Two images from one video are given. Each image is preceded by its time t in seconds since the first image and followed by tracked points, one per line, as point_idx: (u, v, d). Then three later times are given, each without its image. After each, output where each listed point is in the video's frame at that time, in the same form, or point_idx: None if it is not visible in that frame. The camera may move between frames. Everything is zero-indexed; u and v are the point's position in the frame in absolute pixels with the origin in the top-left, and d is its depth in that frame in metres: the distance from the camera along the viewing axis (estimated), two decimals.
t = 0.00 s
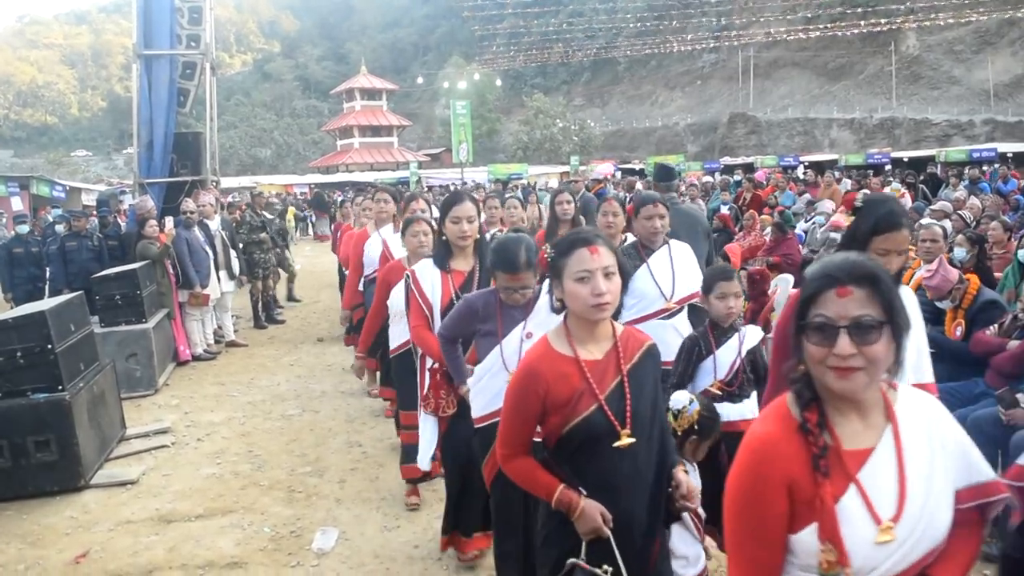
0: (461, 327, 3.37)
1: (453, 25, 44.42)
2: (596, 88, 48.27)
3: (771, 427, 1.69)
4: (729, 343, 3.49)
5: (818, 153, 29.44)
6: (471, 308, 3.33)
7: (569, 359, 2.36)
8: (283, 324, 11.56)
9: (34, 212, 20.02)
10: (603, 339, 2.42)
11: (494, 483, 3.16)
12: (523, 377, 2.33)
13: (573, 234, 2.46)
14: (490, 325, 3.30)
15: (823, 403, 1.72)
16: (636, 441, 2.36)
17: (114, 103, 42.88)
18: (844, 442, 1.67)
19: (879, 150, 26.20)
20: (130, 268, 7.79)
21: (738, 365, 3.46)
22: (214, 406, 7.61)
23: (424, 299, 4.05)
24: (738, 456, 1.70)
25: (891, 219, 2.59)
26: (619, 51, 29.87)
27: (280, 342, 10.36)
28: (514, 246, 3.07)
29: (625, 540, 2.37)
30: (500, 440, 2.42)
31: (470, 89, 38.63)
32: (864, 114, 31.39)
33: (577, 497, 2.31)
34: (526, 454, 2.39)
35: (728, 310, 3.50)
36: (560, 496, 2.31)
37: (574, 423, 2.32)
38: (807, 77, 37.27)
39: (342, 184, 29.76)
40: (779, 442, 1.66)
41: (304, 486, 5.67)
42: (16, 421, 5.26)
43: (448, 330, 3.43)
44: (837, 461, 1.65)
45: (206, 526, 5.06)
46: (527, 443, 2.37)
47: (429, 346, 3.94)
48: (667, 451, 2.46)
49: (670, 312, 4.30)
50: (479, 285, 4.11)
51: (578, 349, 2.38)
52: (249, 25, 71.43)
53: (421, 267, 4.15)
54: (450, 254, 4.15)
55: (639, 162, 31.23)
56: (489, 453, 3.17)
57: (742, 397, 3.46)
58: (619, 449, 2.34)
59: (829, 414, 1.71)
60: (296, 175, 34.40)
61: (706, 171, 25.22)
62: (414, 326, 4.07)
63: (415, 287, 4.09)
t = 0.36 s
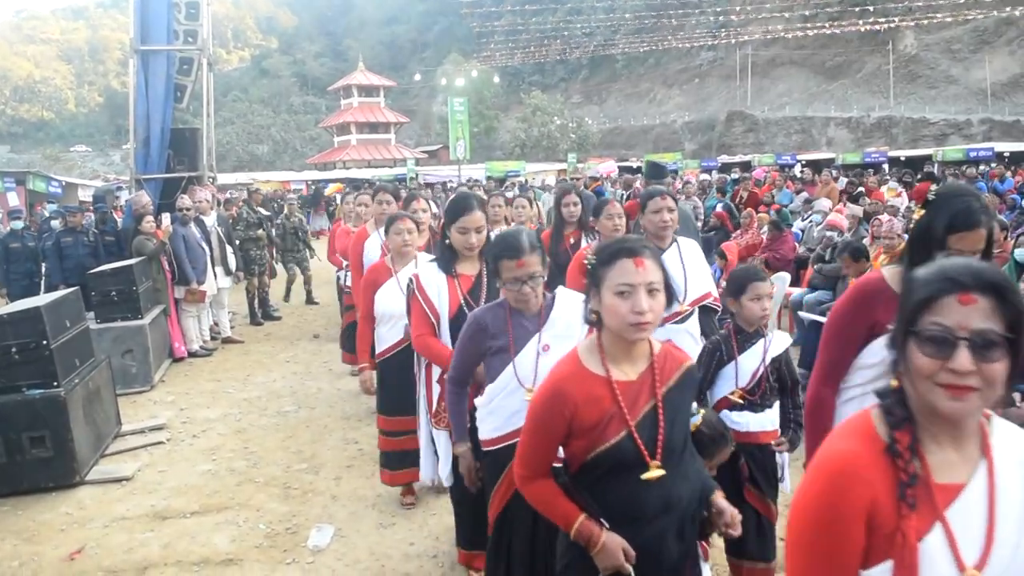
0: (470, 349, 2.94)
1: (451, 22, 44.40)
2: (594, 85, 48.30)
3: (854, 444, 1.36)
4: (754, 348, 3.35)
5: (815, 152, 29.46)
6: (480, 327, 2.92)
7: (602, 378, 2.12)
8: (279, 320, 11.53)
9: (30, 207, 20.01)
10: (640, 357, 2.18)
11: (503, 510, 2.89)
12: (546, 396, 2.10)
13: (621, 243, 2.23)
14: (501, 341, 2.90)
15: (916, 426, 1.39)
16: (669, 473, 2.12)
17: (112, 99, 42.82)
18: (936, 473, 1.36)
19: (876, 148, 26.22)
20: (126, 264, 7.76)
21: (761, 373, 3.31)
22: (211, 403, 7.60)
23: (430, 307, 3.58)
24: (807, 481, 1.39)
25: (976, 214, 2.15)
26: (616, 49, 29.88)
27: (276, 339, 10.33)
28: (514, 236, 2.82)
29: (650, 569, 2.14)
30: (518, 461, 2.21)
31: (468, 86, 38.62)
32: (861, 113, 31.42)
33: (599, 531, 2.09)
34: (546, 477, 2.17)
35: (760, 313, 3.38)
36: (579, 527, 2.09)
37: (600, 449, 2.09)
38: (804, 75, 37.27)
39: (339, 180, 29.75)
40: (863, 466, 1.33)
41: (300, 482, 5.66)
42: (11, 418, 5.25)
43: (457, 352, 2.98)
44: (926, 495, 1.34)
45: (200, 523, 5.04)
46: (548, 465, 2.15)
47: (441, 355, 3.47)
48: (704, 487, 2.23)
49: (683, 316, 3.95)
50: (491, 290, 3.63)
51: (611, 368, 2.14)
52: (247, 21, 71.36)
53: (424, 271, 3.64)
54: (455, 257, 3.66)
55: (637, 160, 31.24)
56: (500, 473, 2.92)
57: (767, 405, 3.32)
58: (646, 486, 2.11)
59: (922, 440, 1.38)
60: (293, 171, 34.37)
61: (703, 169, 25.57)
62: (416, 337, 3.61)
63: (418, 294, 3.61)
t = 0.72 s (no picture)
0: (499, 366, 2.64)
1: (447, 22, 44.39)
2: (591, 85, 48.33)
3: (984, 462, 1.24)
4: (769, 363, 3.09)
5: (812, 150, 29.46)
6: (508, 340, 2.64)
7: (669, 386, 1.92)
8: (277, 322, 11.53)
9: (26, 209, 20.02)
10: (708, 369, 1.98)
11: (523, 549, 2.57)
12: (608, 400, 1.89)
13: (708, 242, 1.98)
14: (529, 354, 2.61)
15: None
16: (734, 496, 1.96)
17: (107, 100, 42.75)
18: None
19: (872, 147, 26.23)
20: (123, 266, 7.76)
21: (780, 389, 3.05)
22: (208, 405, 7.59)
23: (439, 318, 3.20)
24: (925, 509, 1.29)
25: (1012, 218, 1.93)
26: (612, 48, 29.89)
27: (274, 340, 10.34)
28: (549, 246, 2.58)
29: None
30: (566, 476, 1.99)
31: (464, 86, 38.61)
32: (857, 112, 31.43)
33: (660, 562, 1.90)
34: (600, 495, 1.95)
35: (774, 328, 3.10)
36: (639, 556, 1.90)
37: (660, 466, 1.90)
38: (800, 74, 37.30)
39: (336, 180, 29.72)
40: (996, 489, 1.21)
41: (297, 484, 5.66)
42: (9, 421, 5.25)
43: (487, 374, 2.69)
44: None
45: (199, 525, 5.04)
46: (601, 483, 1.94)
47: (454, 373, 3.11)
48: (768, 517, 2.14)
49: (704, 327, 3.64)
50: (509, 302, 3.27)
51: (681, 377, 1.93)
52: (242, 22, 71.27)
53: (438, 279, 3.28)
54: (468, 265, 3.29)
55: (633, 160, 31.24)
56: (523, 504, 2.58)
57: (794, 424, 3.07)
58: (711, 510, 1.94)
59: None
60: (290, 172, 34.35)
61: (700, 167, 25.58)
62: (424, 354, 3.23)
63: (428, 306, 3.21)
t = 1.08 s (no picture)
0: (533, 375, 2.50)
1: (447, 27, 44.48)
2: (591, 88, 48.39)
3: None
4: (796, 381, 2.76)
5: (812, 152, 29.48)
6: (543, 348, 2.50)
7: (711, 412, 1.72)
8: (278, 326, 11.54)
9: (28, 214, 20.09)
10: (753, 393, 1.79)
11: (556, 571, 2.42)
12: (640, 427, 1.70)
13: (772, 261, 1.75)
14: (566, 365, 2.46)
15: None
16: (779, 529, 1.79)
17: (108, 106, 42.81)
18: None
19: (872, 148, 26.26)
20: (124, 272, 7.77)
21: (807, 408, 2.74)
22: (210, 410, 7.60)
23: (473, 330, 3.00)
24: None
25: None
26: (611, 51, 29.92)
27: (275, 345, 10.34)
28: (586, 250, 2.41)
29: None
30: (591, 504, 1.80)
31: (464, 90, 38.68)
32: (857, 113, 31.41)
33: None
34: (626, 528, 1.77)
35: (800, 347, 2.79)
36: None
37: (697, 497, 1.73)
38: (800, 75, 37.34)
39: (336, 184, 29.76)
40: None
41: (299, 488, 5.66)
42: (10, 427, 5.26)
43: (520, 386, 2.55)
44: None
45: (201, 530, 5.05)
46: (633, 512, 1.75)
47: (485, 390, 2.91)
48: (818, 548, 1.96)
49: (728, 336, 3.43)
50: (547, 309, 3.04)
51: (723, 402, 1.74)
52: (242, 27, 71.30)
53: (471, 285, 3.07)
54: (506, 271, 3.07)
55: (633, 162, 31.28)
56: (561, 518, 2.38)
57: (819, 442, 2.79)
58: (757, 547, 1.77)
59: None
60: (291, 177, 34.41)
61: (701, 169, 25.59)
62: (453, 365, 3.04)
63: (460, 314, 3.02)
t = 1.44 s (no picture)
0: (534, 415, 2.31)
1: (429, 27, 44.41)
2: (572, 87, 48.45)
3: None
4: (839, 394, 2.58)
5: (793, 149, 29.66)
6: (542, 377, 2.33)
7: (727, 455, 1.54)
8: (261, 329, 11.49)
9: (7, 219, 19.91)
10: (771, 427, 1.62)
11: None
12: (648, 476, 1.52)
13: (789, 274, 1.57)
14: (572, 394, 2.33)
15: None
16: None
17: (87, 109, 42.41)
18: None
19: (852, 145, 26.46)
20: (105, 277, 7.71)
21: (852, 424, 2.56)
22: (192, 414, 7.55)
23: (472, 345, 2.85)
24: None
25: None
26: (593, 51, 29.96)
27: (258, 349, 10.31)
28: (584, 251, 2.35)
29: None
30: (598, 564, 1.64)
31: (446, 90, 38.65)
32: (837, 110, 31.62)
33: None
34: None
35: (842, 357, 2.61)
36: None
37: (721, 560, 1.55)
38: (781, 73, 37.57)
39: (319, 186, 29.63)
40: None
41: (283, 492, 5.64)
42: None
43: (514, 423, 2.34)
44: None
45: (184, 535, 5.02)
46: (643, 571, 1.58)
47: (488, 410, 2.74)
48: None
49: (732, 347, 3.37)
50: (550, 324, 2.84)
51: (737, 442, 1.56)
52: (223, 28, 70.86)
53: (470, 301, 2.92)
54: (508, 282, 2.94)
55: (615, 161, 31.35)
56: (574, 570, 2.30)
57: (861, 465, 2.57)
58: None
59: None
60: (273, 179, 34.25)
61: (683, 168, 25.59)
62: (455, 384, 2.87)
63: (459, 331, 2.87)
